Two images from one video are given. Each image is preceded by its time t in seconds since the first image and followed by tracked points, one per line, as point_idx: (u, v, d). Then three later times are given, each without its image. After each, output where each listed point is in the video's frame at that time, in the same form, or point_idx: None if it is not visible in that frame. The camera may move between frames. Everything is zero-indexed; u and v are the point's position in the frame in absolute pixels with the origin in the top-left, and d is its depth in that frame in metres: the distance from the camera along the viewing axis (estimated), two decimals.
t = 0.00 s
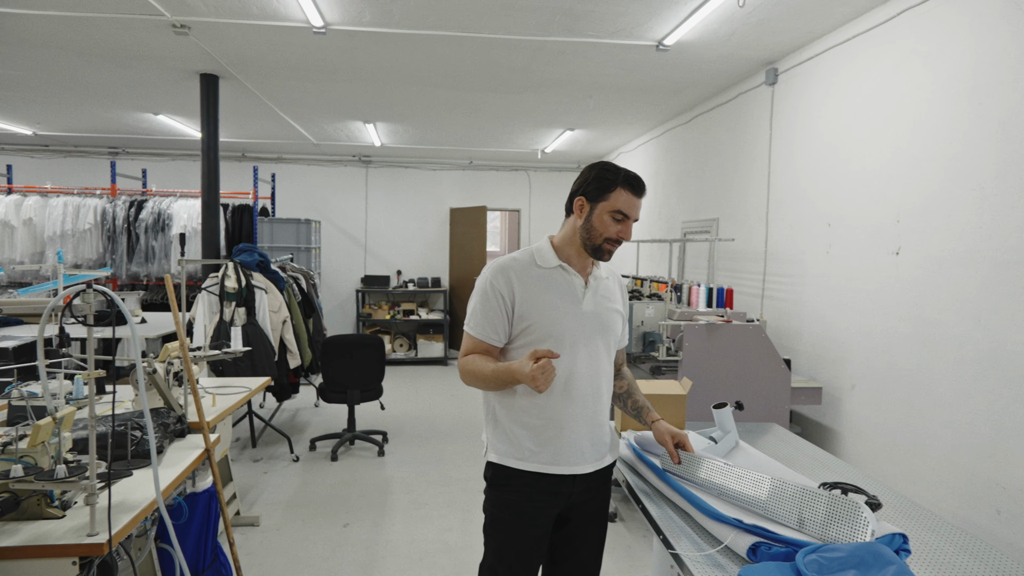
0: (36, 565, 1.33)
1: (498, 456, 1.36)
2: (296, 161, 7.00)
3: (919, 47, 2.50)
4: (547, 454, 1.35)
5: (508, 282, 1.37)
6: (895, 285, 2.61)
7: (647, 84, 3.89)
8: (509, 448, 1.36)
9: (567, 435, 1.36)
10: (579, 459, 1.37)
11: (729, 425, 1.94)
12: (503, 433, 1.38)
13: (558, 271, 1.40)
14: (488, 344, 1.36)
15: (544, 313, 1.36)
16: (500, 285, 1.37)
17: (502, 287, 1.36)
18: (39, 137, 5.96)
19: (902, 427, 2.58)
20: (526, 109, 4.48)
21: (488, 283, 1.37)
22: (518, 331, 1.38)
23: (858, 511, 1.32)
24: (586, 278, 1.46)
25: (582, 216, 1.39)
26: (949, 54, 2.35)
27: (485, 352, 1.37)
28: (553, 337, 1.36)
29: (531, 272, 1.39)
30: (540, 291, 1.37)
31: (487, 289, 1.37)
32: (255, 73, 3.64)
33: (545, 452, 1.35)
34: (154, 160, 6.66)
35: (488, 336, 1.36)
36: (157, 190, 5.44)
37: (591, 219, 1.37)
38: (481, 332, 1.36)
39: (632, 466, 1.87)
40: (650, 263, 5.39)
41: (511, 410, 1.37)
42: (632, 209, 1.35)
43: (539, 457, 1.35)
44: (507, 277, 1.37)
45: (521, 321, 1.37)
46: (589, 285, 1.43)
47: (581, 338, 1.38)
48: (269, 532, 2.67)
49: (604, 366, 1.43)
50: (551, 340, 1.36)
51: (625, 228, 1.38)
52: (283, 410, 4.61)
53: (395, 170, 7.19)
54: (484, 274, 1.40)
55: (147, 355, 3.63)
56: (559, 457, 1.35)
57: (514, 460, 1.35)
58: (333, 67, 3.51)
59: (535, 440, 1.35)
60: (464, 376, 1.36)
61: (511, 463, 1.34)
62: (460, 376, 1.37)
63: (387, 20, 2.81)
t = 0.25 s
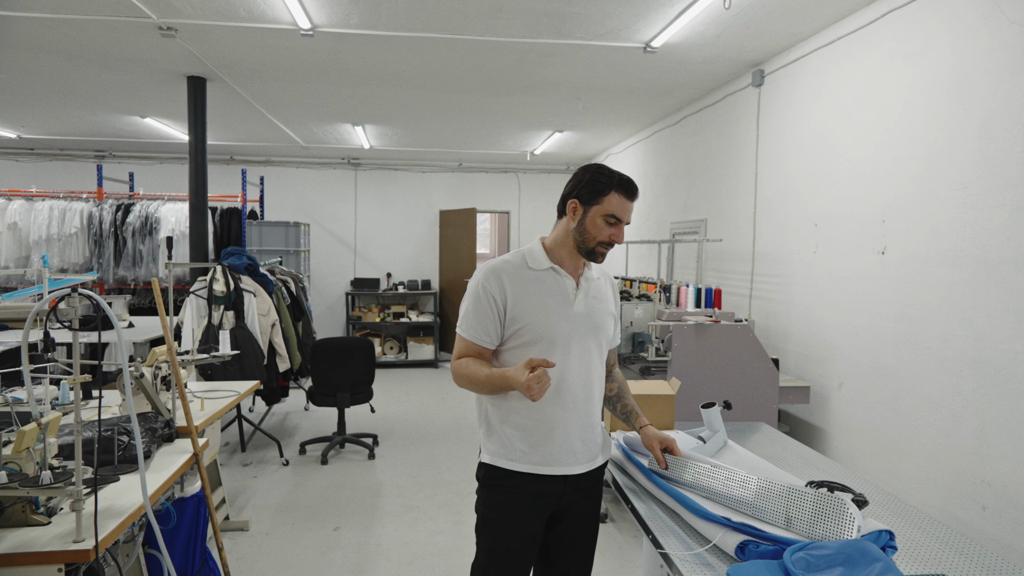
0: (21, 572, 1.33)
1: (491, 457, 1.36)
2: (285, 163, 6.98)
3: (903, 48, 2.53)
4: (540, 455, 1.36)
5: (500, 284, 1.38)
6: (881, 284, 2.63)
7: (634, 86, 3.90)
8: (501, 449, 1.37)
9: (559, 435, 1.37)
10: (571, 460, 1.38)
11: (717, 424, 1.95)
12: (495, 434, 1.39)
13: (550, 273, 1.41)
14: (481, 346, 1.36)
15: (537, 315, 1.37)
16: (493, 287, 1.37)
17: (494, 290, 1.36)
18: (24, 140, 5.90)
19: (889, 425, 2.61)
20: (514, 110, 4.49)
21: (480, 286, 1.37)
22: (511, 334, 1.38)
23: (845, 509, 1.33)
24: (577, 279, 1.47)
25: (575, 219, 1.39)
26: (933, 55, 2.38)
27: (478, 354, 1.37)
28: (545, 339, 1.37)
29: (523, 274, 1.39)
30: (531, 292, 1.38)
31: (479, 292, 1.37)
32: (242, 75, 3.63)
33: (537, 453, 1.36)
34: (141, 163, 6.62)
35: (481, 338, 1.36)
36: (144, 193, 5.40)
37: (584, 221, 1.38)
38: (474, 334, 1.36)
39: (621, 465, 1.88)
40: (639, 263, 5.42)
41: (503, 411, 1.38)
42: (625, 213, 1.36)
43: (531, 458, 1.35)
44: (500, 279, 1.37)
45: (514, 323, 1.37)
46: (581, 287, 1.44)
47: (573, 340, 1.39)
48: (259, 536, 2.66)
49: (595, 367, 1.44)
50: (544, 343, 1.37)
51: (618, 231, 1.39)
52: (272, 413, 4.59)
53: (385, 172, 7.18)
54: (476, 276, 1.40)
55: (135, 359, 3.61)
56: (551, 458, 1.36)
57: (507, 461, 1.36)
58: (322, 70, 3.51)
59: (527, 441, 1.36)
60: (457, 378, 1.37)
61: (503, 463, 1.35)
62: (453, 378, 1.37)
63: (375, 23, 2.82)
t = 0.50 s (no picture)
0: None
1: (485, 459, 1.35)
2: (276, 166, 6.96)
3: (890, 48, 2.55)
4: (534, 456, 1.35)
5: (493, 286, 1.36)
6: (871, 284, 2.65)
7: (624, 87, 3.91)
8: (496, 451, 1.36)
9: (553, 436, 1.36)
10: (565, 461, 1.38)
11: (708, 424, 1.95)
12: (489, 437, 1.38)
13: (542, 274, 1.40)
14: (474, 349, 1.35)
15: (531, 317, 1.36)
16: (485, 289, 1.36)
17: (487, 292, 1.35)
18: (11, 145, 5.85)
19: (879, 423, 2.62)
20: (504, 112, 4.49)
21: (473, 288, 1.36)
22: (504, 336, 1.37)
23: (835, 507, 1.34)
24: (569, 280, 1.47)
25: (569, 221, 1.39)
26: (920, 56, 2.39)
27: (472, 357, 1.35)
28: (539, 341, 1.36)
29: (515, 275, 1.38)
30: (525, 294, 1.37)
31: (472, 294, 1.36)
32: (232, 78, 3.61)
33: (531, 454, 1.35)
34: (130, 167, 6.59)
35: (474, 341, 1.35)
36: (133, 197, 5.37)
37: (578, 224, 1.37)
38: (467, 337, 1.34)
39: (613, 466, 1.87)
40: (631, 265, 5.44)
41: (497, 413, 1.37)
42: (618, 215, 1.37)
43: (525, 459, 1.35)
44: (492, 281, 1.36)
45: (507, 325, 1.36)
46: (572, 288, 1.44)
47: (566, 340, 1.39)
48: (250, 542, 2.64)
49: (588, 367, 1.44)
50: (538, 344, 1.36)
51: (611, 232, 1.39)
52: (264, 418, 4.56)
53: (377, 175, 7.17)
54: (468, 279, 1.39)
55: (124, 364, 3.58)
56: (545, 459, 1.36)
57: (501, 463, 1.35)
58: (312, 72, 3.50)
59: (522, 442, 1.35)
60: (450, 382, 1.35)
61: (498, 466, 1.34)
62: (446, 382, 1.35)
63: (365, 25, 2.82)
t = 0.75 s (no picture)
0: None
1: (478, 461, 1.35)
2: (266, 168, 6.93)
3: (878, 49, 2.57)
4: (527, 456, 1.35)
5: (485, 287, 1.36)
6: (860, 282, 2.67)
7: (614, 87, 3.92)
8: (488, 452, 1.36)
9: (545, 435, 1.36)
10: (558, 460, 1.38)
11: (699, 424, 1.98)
12: (482, 438, 1.37)
13: (533, 275, 1.40)
14: (467, 350, 1.34)
15: (524, 318, 1.36)
16: (478, 290, 1.35)
17: (479, 292, 1.34)
18: None
19: (868, 420, 2.64)
20: (494, 113, 4.50)
21: (465, 289, 1.35)
22: (496, 337, 1.37)
23: (825, 504, 1.34)
24: (560, 280, 1.47)
25: (562, 221, 1.38)
26: (907, 56, 2.41)
27: (465, 359, 1.34)
28: (531, 342, 1.36)
29: (506, 276, 1.38)
30: (517, 295, 1.37)
31: (464, 295, 1.35)
32: (220, 78, 3.59)
33: (524, 454, 1.35)
34: (118, 168, 6.54)
35: (467, 342, 1.34)
36: (121, 199, 5.33)
37: (571, 224, 1.37)
38: (460, 339, 1.34)
39: (604, 466, 1.87)
40: (621, 265, 5.45)
41: (490, 414, 1.37)
42: (611, 215, 1.37)
43: (518, 459, 1.35)
44: (484, 281, 1.36)
45: (499, 326, 1.36)
46: (563, 288, 1.44)
47: (558, 341, 1.39)
48: (241, 545, 2.63)
49: (580, 367, 1.44)
50: (530, 345, 1.36)
51: (603, 232, 1.40)
52: (254, 420, 4.54)
53: (368, 176, 7.15)
54: (460, 280, 1.38)
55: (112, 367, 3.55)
56: (538, 458, 1.36)
57: (494, 463, 1.35)
58: (301, 73, 3.48)
59: (515, 442, 1.35)
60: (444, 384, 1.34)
61: (491, 466, 1.34)
62: (439, 384, 1.34)
63: (354, 25, 2.80)
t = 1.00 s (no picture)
0: None
1: (473, 462, 1.34)
2: (258, 168, 6.90)
3: (868, 49, 2.58)
4: (523, 455, 1.35)
5: (480, 286, 1.35)
6: (851, 281, 2.68)
7: (606, 88, 3.93)
8: (484, 452, 1.35)
9: (540, 435, 1.37)
10: (553, 458, 1.38)
11: (693, 423, 1.96)
12: (478, 439, 1.36)
13: (526, 274, 1.40)
14: (463, 350, 1.31)
15: (518, 316, 1.35)
16: (473, 289, 1.34)
17: (474, 291, 1.33)
18: None
19: (860, 419, 2.66)
20: (486, 113, 4.49)
21: (460, 288, 1.34)
22: (492, 336, 1.36)
23: (818, 503, 1.35)
24: (551, 280, 1.47)
25: (551, 219, 1.38)
26: (897, 56, 2.43)
27: (462, 360, 1.32)
28: (528, 341, 1.36)
29: (500, 275, 1.37)
30: (511, 294, 1.36)
31: (460, 295, 1.33)
32: (211, 79, 3.57)
33: (519, 453, 1.35)
34: (108, 169, 6.49)
35: (464, 342, 1.31)
36: (112, 201, 5.29)
37: (560, 222, 1.37)
38: (455, 338, 1.31)
39: (597, 466, 1.87)
40: (615, 264, 5.46)
41: (485, 415, 1.36)
42: (600, 214, 1.36)
43: (514, 459, 1.34)
44: (479, 280, 1.35)
45: (495, 325, 1.35)
46: (555, 287, 1.44)
47: (552, 340, 1.40)
48: (233, 547, 2.61)
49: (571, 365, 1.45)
50: (527, 344, 1.36)
51: (592, 231, 1.39)
52: (247, 422, 4.51)
53: (361, 177, 7.13)
54: (453, 279, 1.36)
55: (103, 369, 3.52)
56: (533, 457, 1.36)
57: (491, 464, 1.34)
58: (292, 73, 3.47)
59: (510, 442, 1.35)
60: (442, 387, 1.30)
61: (488, 467, 1.33)
62: (436, 387, 1.30)
63: (346, 25, 2.80)
